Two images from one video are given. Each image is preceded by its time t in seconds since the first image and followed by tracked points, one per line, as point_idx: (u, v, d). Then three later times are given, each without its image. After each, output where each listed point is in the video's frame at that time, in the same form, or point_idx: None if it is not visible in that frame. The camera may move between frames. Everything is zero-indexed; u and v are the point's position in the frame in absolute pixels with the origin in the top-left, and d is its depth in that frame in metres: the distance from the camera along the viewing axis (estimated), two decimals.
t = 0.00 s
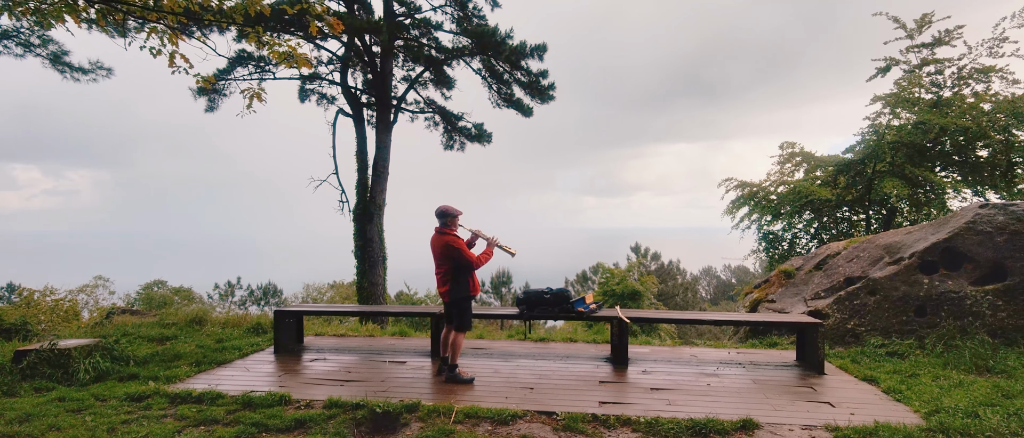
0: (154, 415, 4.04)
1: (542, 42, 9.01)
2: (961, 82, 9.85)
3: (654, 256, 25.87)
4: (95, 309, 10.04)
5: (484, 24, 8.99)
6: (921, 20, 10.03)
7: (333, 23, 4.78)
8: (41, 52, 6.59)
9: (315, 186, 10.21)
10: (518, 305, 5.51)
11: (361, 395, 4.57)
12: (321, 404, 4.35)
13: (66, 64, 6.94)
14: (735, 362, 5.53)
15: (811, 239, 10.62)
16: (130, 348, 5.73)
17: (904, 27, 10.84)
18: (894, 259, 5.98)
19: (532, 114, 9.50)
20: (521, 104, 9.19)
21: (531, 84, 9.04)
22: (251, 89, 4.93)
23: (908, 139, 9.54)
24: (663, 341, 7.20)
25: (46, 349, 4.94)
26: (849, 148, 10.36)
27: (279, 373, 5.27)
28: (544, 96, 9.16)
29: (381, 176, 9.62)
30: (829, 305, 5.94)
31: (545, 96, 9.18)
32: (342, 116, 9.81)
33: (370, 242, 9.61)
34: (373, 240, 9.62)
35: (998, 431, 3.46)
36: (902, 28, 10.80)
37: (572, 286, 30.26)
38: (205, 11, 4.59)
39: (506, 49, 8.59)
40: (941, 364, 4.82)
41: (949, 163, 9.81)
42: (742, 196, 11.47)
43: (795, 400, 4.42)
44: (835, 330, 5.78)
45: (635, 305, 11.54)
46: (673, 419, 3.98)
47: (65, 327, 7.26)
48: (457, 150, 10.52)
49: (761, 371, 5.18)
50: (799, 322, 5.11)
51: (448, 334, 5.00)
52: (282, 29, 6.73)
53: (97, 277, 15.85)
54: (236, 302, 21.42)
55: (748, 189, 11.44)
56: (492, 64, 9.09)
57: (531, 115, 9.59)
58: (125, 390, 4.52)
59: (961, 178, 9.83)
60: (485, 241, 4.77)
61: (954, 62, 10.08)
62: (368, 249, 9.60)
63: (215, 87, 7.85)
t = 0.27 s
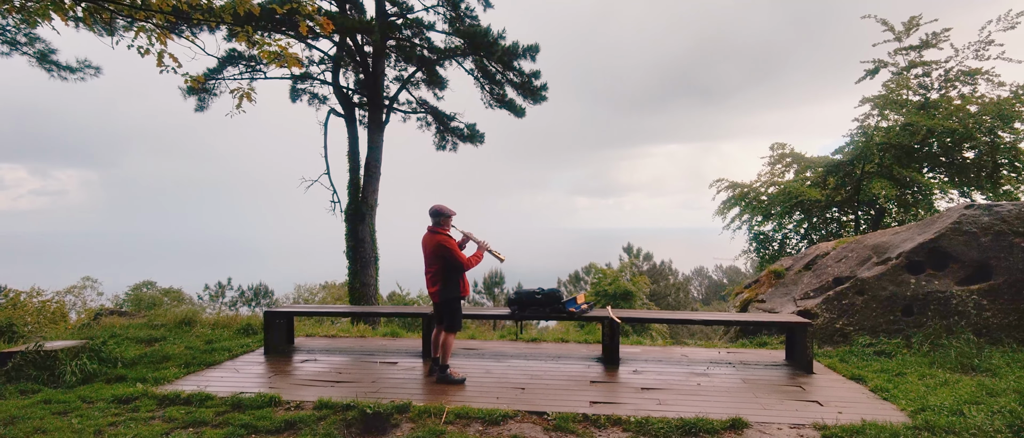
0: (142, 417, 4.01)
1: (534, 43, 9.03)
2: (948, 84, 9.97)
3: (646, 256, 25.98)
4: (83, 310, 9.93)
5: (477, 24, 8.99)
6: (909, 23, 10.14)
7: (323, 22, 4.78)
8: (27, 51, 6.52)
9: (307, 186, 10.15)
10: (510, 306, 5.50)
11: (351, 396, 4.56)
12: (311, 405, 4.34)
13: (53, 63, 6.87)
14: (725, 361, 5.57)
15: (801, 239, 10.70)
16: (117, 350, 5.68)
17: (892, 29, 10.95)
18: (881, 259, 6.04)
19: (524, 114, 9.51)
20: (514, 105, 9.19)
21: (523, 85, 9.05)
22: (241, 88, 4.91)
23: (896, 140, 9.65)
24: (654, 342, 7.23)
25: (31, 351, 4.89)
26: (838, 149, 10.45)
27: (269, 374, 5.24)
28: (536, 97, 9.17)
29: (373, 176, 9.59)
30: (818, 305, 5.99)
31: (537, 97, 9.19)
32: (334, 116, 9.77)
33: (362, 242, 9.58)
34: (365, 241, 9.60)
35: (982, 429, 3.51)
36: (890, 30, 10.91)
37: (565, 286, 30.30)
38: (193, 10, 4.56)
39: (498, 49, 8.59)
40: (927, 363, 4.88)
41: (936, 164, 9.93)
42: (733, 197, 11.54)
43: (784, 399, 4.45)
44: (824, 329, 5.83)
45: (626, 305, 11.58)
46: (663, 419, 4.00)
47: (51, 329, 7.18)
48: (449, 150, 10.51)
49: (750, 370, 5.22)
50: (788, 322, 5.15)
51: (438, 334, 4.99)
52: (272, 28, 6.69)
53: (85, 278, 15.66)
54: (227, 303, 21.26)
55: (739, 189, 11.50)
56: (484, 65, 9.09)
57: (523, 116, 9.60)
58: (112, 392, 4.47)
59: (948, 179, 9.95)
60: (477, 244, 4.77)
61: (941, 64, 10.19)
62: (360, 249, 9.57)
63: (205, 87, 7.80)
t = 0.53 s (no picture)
0: (130, 420, 3.98)
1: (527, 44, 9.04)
2: (935, 87, 10.09)
3: (638, 257, 26.08)
4: (71, 312, 9.82)
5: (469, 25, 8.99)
6: (897, 26, 10.25)
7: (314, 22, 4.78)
8: (13, 49, 6.45)
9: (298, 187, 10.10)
10: (501, 307, 5.50)
11: (342, 397, 4.54)
12: (302, 407, 4.32)
13: (40, 61, 6.80)
14: (715, 361, 5.60)
15: (791, 240, 10.79)
16: (105, 352, 5.62)
17: (880, 32, 11.06)
18: (869, 260, 6.11)
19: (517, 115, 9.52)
20: (506, 106, 9.20)
21: (516, 86, 9.06)
22: (231, 89, 4.90)
23: (884, 142, 9.79)
24: (645, 342, 7.26)
25: (17, 353, 4.83)
26: (827, 150, 10.55)
27: (259, 375, 5.22)
28: (529, 98, 9.19)
29: (365, 177, 9.56)
30: (807, 305, 6.05)
31: (530, 98, 9.20)
32: (326, 116, 9.73)
33: (354, 243, 9.55)
34: (357, 242, 9.57)
35: (966, 427, 3.56)
36: (879, 33, 11.03)
37: (557, 287, 30.34)
38: (182, 10, 4.54)
39: (491, 50, 8.59)
40: (914, 362, 4.94)
41: (923, 166, 10.05)
42: (724, 198, 11.60)
43: (773, 399, 4.49)
44: (813, 329, 5.88)
45: (619, 305, 11.61)
46: (653, 419, 4.02)
47: (38, 331, 7.09)
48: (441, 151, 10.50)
49: (741, 370, 5.26)
50: (777, 322, 5.20)
51: (428, 336, 4.99)
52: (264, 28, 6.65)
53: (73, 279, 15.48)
54: (217, 304, 21.10)
55: (730, 190, 11.57)
56: (477, 66, 9.08)
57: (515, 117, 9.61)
58: (100, 395, 4.43)
59: (935, 181, 10.06)
60: (469, 249, 4.77)
61: (929, 67, 10.31)
62: (352, 250, 9.53)
63: (195, 86, 7.74)
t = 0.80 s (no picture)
0: (118, 422, 3.94)
1: (519, 45, 9.05)
2: (922, 89, 10.22)
3: (630, 257, 26.18)
4: (57, 314, 9.70)
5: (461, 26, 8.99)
6: (885, 29, 10.37)
7: (306, 23, 4.76)
8: None
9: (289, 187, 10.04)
10: (493, 308, 5.50)
11: (333, 399, 4.52)
12: (292, 409, 4.30)
13: (26, 60, 6.71)
14: (706, 362, 5.64)
15: (781, 241, 10.87)
16: (92, 354, 5.56)
17: (869, 35, 11.18)
18: (857, 261, 6.17)
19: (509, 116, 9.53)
20: (499, 107, 9.21)
21: (508, 87, 9.07)
22: (222, 89, 4.87)
23: (873, 144, 9.93)
24: (637, 343, 7.29)
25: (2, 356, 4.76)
26: (817, 152, 10.64)
27: (249, 377, 5.18)
28: (521, 99, 9.20)
29: (357, 177, 9.53)
30: (797, 306, 6.10)
31: (522, 99, 9.22)
32: (317, 117, 9.69)
33: (345, 244, 9.51)
34: (348, 243, 9.53)
35: (952, 426, 3.60)
36: (867, 36, 11.15)
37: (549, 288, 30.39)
38: (171, 10, 4.51)
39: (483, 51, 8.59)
40: (901, 362, 5.00)
41: (911, 168, 10.16)
42: (715, 199, 11.67)
43: (762, 398, 4.52)
44: (802, 330, 5.94)
45: (611, 306, 11.64)
46: (644, 419, 4.03)
47: (23, 333, 7.00)
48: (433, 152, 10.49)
49: (731, 370, 5.29)
50: (767, 323, 5.24)
51: (418, 337, 4.98)
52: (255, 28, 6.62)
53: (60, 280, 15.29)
54: (207, 305, 20.92)
55: (721, 192, 11.65)
56: (469, 67, 9.08)
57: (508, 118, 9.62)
58: (87, 398, 4.39)
59: (923, 182, 10.19)
60: (461, 254, 4.77)
61: (916, 70, 10.45)
62: (344, 251, 9.49)
63: (185, 86, 7.67)
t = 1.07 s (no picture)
0: (104, 425, 3.89)
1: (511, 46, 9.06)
2: (909, 92, 10.35)
3: (621, 258, 26.26)
4: (42, 316, 9.57)
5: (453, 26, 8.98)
6: (872, 32, 10.49)
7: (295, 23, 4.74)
8: None
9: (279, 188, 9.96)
10: (484, 308, 5.50)
11: (323, 400, 4.50)
12: (282, 411, 4.27)
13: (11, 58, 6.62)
14: (696, 362, 5.67)
15: (770, 242, 10.96)
16: (78, 356, 5.49)
17: (857, 38, 11.31)
18: (845, 261, 6.24)
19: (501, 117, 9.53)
20: (490, 107, 9.21)
21: (500, 88, 9.08)
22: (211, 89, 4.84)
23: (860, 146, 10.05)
24: (627, 343, 7.32)
25: None
26: (806, 153, 10.74)
27: (238, 379, 5.14)
28: (513, 100, 9.21)
29: (348, 178, 9.49)
30: (785, 306, 6.16)
31: (514, 100, 9.23)
32: (308, 117, 9.64)
33: (336, 245, 9.46)
34: (339, 244, 9.48)
35: (937, 424, 3.65)
36: (855, 39, 11.27)
37: (541, 289, 30.41)
38: (159, 8, 4.46)
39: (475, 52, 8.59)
40: (887, 361, 5.06)
41: (898, 169, 10.29)
42: (706, 200, 11.74)
43: (751, 398, 4.56)
44: (790, 329, 5.99)
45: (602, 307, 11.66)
46: (634, 419, 4.05)
47: (7, 336, 6.90)
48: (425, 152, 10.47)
49: (720, 370, 5.33)
50: (756, 323, 5.28)
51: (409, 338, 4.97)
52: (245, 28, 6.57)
53: (44, 282, 15.06)
54: (195, 307, 20.71)
55: (711, 193, 11.72)
56: (460, 67, 9.07)
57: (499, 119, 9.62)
58: (72, 400, 4.33)
59: (909, 184, 10.31)
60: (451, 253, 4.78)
61: (902, 73, 10.58)
62: (334, 252, 9.45)
63: (173, 86, 7.60)
